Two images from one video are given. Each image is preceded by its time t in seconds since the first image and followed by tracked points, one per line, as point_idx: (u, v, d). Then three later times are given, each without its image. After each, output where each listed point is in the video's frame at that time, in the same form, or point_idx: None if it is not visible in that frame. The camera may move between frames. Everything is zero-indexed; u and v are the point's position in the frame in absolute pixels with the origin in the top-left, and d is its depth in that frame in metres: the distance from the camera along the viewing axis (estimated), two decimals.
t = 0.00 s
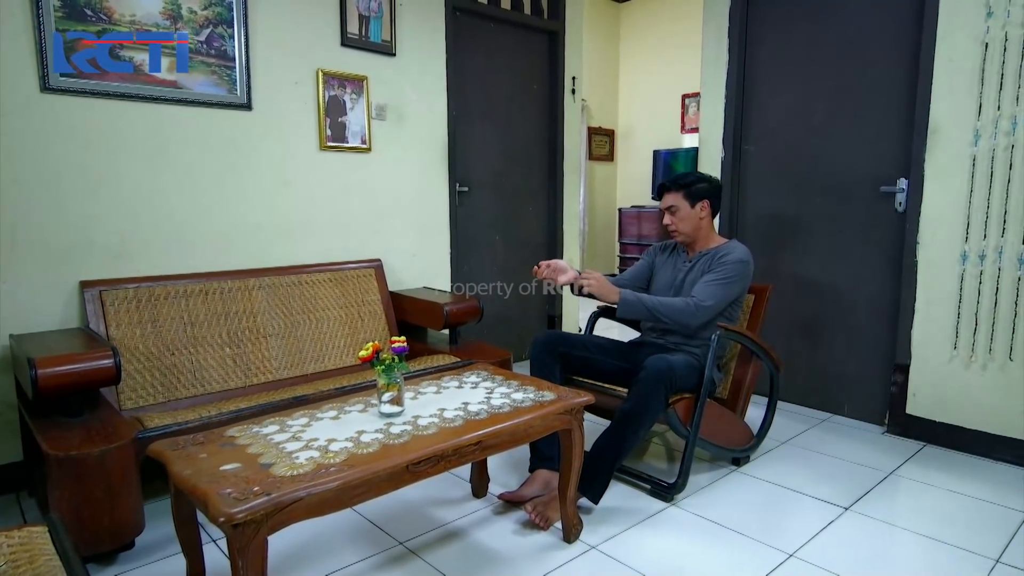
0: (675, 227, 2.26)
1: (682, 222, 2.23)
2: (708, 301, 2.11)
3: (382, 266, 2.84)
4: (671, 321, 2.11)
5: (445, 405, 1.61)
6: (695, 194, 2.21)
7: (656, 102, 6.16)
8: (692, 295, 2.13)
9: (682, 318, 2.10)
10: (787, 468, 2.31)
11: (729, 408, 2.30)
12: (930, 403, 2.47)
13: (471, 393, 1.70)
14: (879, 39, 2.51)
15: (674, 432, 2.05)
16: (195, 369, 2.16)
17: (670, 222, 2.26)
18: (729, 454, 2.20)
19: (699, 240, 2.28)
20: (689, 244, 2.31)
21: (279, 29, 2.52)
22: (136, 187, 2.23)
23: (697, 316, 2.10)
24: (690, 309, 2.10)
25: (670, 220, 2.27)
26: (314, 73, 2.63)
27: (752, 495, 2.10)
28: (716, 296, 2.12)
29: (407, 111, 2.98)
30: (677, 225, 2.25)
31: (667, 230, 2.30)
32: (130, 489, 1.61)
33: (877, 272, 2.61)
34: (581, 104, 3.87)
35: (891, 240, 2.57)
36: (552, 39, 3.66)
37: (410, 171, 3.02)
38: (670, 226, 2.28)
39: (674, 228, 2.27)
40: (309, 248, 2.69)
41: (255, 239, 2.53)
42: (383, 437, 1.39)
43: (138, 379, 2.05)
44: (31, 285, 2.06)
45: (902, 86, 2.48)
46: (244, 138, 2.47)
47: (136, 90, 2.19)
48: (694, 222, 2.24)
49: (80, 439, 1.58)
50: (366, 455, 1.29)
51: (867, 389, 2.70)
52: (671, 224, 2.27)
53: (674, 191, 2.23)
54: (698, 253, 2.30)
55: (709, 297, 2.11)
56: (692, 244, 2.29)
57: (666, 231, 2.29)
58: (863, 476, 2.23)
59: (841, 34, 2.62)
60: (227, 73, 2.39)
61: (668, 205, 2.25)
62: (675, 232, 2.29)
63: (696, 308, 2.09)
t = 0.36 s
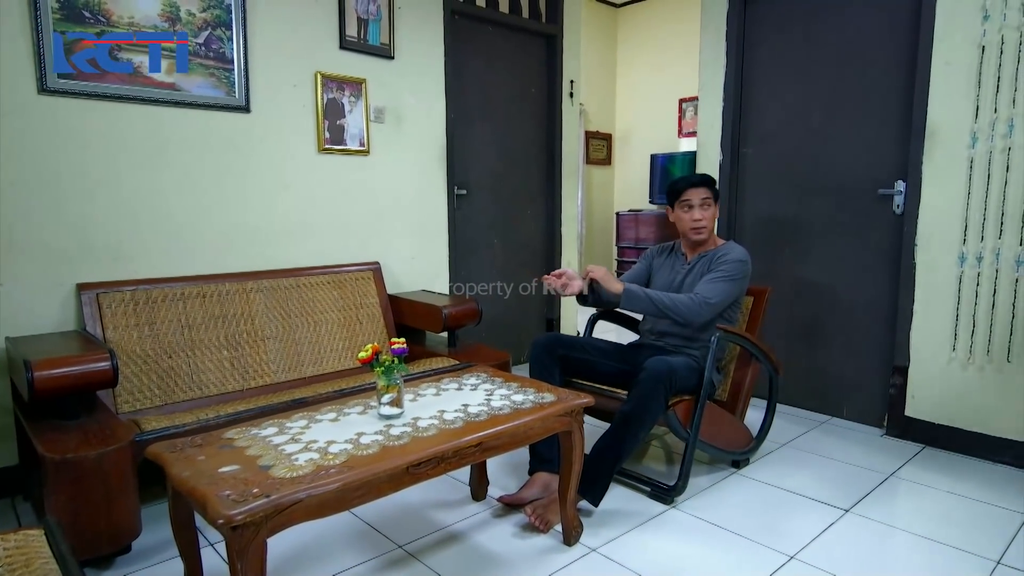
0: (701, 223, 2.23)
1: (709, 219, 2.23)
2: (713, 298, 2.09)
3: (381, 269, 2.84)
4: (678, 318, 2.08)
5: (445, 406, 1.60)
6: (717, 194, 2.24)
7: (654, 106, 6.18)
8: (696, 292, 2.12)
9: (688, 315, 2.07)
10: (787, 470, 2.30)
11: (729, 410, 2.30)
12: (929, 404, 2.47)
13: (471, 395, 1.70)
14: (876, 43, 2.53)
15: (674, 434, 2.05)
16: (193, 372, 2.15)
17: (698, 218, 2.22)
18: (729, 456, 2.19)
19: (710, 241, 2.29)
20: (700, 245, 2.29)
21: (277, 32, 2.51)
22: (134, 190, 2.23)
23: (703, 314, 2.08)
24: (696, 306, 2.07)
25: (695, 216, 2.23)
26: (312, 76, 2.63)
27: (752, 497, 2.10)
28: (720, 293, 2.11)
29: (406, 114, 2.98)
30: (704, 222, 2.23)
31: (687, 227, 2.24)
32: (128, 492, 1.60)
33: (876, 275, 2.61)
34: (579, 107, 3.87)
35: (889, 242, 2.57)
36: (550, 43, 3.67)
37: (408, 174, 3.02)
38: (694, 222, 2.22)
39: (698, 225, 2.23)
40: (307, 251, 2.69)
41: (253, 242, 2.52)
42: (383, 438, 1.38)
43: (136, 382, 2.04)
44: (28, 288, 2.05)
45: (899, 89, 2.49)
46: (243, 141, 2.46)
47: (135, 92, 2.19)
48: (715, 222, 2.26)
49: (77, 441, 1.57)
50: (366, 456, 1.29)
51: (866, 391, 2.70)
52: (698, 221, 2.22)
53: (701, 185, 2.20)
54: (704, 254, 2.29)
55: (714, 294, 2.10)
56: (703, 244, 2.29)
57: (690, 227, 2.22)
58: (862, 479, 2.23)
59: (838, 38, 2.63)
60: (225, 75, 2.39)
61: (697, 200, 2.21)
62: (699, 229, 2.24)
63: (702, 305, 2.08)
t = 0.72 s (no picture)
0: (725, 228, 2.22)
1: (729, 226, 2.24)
2: (726, 294, 2.08)
3: (378, 273, 2.83)
4: (693, 313, 2.05)
5: (443, 411, 1.60)
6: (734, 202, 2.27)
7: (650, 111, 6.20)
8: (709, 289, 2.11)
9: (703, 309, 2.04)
10: (785, 475, 2.30)
11: (728, 414, 2.30)
12: (926, 408, 2.47)
13: (469, 400, 1.69)
14: (872, 48, 2.54)
15: (672, 438, 2.04)
16: (189, 377, 2.14)
17: (724, 222, 2.21)
18: (728, 460, 2.19)
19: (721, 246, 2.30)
20: (710, 249, 2.28)
21: (274, 36, 2.51)
22: (130, 193, 2.22)
23: (718, 309, 2.06)
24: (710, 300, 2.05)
25: (720, 220, 2.21)
26: (310, 80, 2.63)
27: (751, 502, 2.09)
28: (731, 290, 2.10)
29: (403, 119, 2.98)
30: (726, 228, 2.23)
31: (709, 230, 2.22)
32: (123, 498, 1.58)
33: (872, 279, 2.62)
34: (575, 112, 3.88)
35: (885, 247, 2.58)
36: (547, 48, 3.68)
37: (405, 179, 3.02)
38: (718, 226, 2.21)
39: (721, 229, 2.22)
40: (303, 256, 2.68)
41: (250, 247, 2.51)
42: (381, 443, 1.37)
43: (131, 387, 2.02)
44: (22, 293, 2.04)
45: (895, 93, 2.50)
46: (239, 145, 2.46)
47: (131, 96, 2.18)
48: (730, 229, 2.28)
49: (72, 447, 1.55)
50: (365, 461, 1.28)
51: (863, 395, 2.70)
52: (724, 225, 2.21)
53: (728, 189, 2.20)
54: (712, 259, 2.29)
55: (726, 290, 2.09)
56: (713, 249, 2.28)
57: (713, 230, 2.21)
58: (860, 482, 2.23)
59: (834, 43, 2.65)
60: (222, 80, 2.39)
61: (724, 205, 2.20)
62: (720, 232, 2.22)
63: (716, 299, 2.06)
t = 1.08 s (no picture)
0: (715, 234, 2.22)
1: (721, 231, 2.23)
2: (736, 290, 2.08)
3: (375, 278, 2.82)
4: (710, 311, 2.03)
5: (441, 416, 1.59)
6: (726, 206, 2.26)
7: (646, 115, 6.22)
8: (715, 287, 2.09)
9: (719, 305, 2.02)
10: (784, 480, 2.29)
11: (726, 419, 2.29)
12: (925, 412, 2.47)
13: (468, 405, 1.68)
14: (868, 53, 2.55)
15: (671, 443, 2.03)
16: (186, 383, 2.12)
17: (714, 228, 2.21)
18: (727, 465, 2.19)
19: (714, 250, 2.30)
20: (704, 254, 2.28)
21: (272, 41, 2.51)
22: (127, 198, 2.21)
23: (733, 305, 2.05)
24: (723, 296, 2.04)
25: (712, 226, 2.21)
26: (307, 85, 2.63)
27: (750, 507, 2.09)
28: (740, 285, 2.10)
29: (401, 124, 2.98)
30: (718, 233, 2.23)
31: (701, 237, 2.22)
32: (118, 505, 1.57)
33: (870, 283, 2.62)
34: (573, 117, 3.89)
35: (882, 252, 2.58)
36: (545, 53, 3.69)
37: (403, 184, 3.02)
38: (710, 232, 2.21)
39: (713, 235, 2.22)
40: (301, 261, 2.67)
41: (246, 252, 2.51)
42: (379, 449, 1.36)
43: (127, 393, 2.01)
44: (17, 298, 2.02)
45: (892, 98, 2.51)
46: (237, 150, 2.45)
47: (128, 100, 2.17)
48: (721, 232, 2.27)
49: (67, 453, 1.54)
50: (364, 467, 1.27)
51: (861, 400, 2.70)
52: (715, 231, 2.21)
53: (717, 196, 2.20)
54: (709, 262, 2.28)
55: (735, 286, 2.09)
56: (707, 253, 2.28)
57: (705, 237, 2.21)
58: (860, 487, 2.23)
59: (830, 49, 2.66)
60: (220, 84, 2.38)
61: (715, 211, 2.20)
62: (711, 239, 2.23)
63: (729, 295, 2.05)
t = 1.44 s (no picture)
0: (664, 263, 2.12)
1: (671, 258, 2.10)
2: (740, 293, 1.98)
3: (374, 284, 2.81)
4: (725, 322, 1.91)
5: (441, 423, 1.58)
6: (676, 226, 2.07)
7: (645, 121, 6.23)
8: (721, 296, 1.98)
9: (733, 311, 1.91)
10: (785, 487, 2.28)
11: (727, 425, 2.28)
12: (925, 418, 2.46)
13: (468, 411, 1.67)
14: (867, 59, 2.56)
15: (672, 449, 2.02)
16: (183, 389, 2.11)
17: (659, 261, 2.10)
18: (728, 471, 2.18)
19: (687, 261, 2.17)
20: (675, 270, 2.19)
21: (271, 46, 2.51)
22: (125, 203, 2.20)
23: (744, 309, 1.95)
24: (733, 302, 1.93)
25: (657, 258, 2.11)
26: (306, 90, 2.62)
27: (751, 514, 2.07)
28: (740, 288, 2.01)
29: (399, 129, 2.98)
30: (667, 261, 2.11)
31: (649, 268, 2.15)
32: (115, 513, 1.55)
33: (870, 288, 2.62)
34: (571, 122, 3.89)
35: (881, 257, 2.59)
36: (544, 58, 3.70)
37: (402, 189, 3.01)
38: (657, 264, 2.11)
39: (663, 263, 2.12)
40: (299, 266, 2.66)
41: (244, 257, 2.49)
42: (379, 456, 1.35)
43: (124, 399, 1.99)
44: (13, 304, 2.01)
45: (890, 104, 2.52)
46: (235, 155, 2.44)
47: (125, 105, 2.17)
48: (680, 251, 2.12)
49: (64, 460, 1.52)
50: (364, 474, 1.26)
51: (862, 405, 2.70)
52: (660, 264, 2.11)
53: (659, 227, 2.04)
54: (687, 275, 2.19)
55: (738, 289, 1.99)
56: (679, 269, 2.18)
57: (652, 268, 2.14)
58: (861, 494, 2.22)
59: (829, 54, 2.66)
60: (219, 89, 2.38)
61: (653, 246, 2.06)
62: (663, 266, 2.14)
63: (738, 299, 1.95)
